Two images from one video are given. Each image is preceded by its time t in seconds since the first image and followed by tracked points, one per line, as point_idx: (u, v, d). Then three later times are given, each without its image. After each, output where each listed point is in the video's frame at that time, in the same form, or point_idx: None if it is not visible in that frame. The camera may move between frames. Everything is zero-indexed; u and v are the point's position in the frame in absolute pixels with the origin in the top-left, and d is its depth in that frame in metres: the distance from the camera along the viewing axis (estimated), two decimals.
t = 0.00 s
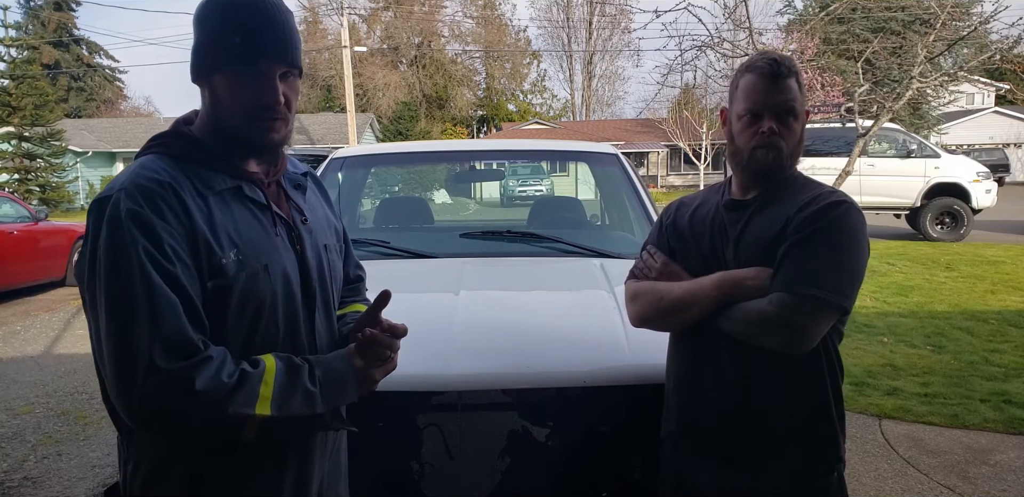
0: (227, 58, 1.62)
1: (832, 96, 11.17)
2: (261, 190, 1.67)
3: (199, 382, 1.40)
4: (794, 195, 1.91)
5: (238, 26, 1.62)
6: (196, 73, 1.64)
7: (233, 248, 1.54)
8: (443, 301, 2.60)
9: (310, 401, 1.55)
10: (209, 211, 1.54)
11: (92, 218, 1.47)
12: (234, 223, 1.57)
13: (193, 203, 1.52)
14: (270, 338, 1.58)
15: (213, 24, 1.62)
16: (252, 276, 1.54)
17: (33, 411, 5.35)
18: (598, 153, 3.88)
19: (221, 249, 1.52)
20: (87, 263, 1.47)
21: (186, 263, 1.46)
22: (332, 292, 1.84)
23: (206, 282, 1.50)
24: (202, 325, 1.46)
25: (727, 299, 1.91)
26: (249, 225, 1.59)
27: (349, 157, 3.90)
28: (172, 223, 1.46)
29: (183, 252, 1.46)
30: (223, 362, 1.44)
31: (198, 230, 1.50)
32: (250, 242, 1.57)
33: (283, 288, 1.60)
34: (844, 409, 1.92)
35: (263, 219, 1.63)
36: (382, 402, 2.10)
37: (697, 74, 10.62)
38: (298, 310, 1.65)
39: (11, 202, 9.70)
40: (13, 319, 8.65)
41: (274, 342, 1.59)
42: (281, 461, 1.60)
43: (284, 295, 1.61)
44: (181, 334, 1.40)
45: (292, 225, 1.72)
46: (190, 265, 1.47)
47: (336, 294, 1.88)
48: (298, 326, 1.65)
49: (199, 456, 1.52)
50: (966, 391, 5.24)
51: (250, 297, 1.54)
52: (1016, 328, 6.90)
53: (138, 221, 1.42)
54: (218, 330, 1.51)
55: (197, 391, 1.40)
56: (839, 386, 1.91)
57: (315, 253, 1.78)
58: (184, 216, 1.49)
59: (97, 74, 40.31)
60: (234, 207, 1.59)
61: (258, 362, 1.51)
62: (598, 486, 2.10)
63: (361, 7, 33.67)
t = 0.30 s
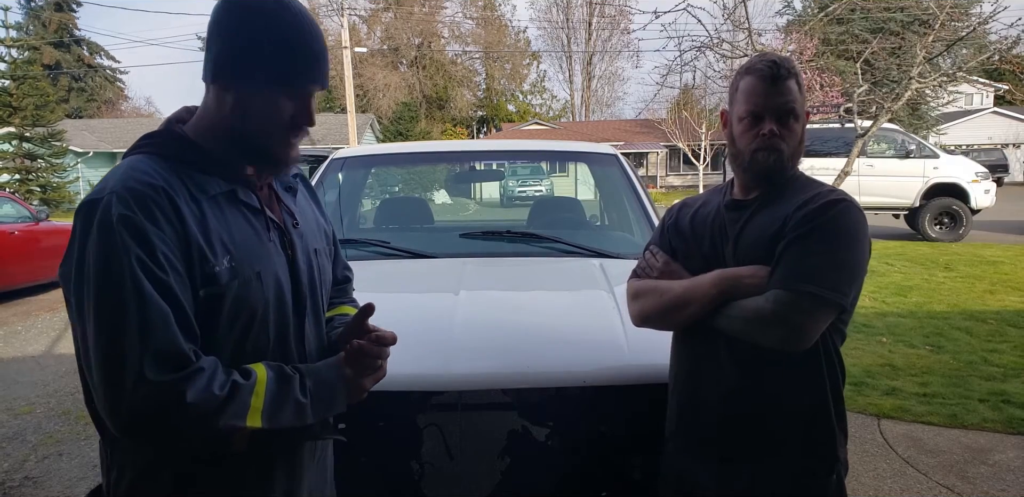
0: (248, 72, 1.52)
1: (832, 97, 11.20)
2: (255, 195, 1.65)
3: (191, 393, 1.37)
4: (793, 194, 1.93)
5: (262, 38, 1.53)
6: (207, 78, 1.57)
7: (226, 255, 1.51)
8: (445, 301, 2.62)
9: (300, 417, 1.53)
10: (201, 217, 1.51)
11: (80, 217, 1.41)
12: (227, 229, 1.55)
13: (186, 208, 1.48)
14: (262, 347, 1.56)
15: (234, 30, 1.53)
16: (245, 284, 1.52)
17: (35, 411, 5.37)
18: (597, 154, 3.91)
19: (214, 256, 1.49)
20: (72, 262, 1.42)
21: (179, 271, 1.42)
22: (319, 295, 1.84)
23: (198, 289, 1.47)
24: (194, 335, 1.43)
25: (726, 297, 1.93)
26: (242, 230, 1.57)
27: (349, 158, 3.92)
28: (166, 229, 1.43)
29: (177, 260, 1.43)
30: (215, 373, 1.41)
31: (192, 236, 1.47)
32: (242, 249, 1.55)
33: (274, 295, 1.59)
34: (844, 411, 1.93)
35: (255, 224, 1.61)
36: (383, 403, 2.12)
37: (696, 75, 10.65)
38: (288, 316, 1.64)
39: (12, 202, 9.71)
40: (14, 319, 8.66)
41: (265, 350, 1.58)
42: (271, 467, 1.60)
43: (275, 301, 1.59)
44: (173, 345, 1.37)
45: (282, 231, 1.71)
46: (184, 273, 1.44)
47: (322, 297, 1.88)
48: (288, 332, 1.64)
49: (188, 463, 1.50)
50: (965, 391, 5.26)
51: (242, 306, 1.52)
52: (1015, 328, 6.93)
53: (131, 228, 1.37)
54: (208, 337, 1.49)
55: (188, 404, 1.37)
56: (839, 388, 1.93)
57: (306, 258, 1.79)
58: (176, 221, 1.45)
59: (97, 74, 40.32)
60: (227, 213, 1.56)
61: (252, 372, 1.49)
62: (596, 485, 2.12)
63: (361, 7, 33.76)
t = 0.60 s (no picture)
0: (262, 87, 1.42)
1: (832, 96, 11.18)
2: (259, 200, 1.59)
3: (235, 413, 1.33)
4: (795, 193, 1.90)
5: (281, 52, 1.42)
6: (214, 83, 1.45)
7: (248, 264, 1.46)
8: (445, 301, 2.59)
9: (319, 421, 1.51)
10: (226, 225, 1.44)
11: (100, 230, 1.28)
12: (245, 236, 1.49)
13: (215, 217, 1.41)
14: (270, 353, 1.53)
15: (257, 41, 1.42)
16: (262, 291, 1.48)
17: (34, 411, 5.34)
18: (598, 153, 3.87)
19: (239, 265, 1.44)
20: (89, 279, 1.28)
21: (212, 284, 1.35)
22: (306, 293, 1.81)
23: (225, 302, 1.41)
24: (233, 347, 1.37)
25: (727, 298, 1.91)
26: (253, 235, 1.52)
27: (349, 157, 3.89)
28: (201, 241, 1.35)
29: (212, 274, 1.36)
30: (250, 388, 1.37)
31: (222, 246, 1.41)
32: (257, 255, 1.50)
33: (281, 300, 1.56)
34: (847, 410, 1.91)
35: (261, 228, 1.57)
36: (382, 403, 2.09)
37: (697, 74, 10.62)
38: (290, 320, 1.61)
39: (11, 202, 9.68)
40: (13, 319, 8.65)
41: (270, 358, 1.54)
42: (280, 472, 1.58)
43: (282, 306, 1.56)
44: (219, 364, 1.32)
45: (279, 232, 1.67)
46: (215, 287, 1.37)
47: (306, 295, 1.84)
48: (289, 336, 1.61)
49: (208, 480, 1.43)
50: (966, 391, 5.23)
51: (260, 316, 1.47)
52: (1017, 328, 6.89)
53: (172, 244, 1.29)
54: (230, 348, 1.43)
55: (233, 422, 1.32)
56: (842, 388, 1.90)
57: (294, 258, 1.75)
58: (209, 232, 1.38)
59: (97, 73, 40.32)
60: (241, 219, 1.50)
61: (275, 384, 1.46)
62: (597, 486, 2.09)
63: (361, 7, 33.78)
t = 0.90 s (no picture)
0: (264, 89, 1.40)
1: (833, 96, 11.18)
2: (262, 205, 1.59)
3: (282, 419, 1.39)
4: (796, 193, 1.89)
5: (286, 57, 1.40)
6: (217, 89, 1.42)
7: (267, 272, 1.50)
8: (445, 302, 2.59)
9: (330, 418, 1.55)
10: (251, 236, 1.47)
11: (152, 246, 1.26)
12: (261, 245, 1.52)
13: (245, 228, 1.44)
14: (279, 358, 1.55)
15: (262, 45, 1.41)
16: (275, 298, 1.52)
17: (34, 411, 5.34)
18: (597, 152, 3.86)
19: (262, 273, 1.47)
20: (141, 297, 1.26)
21: (250, 295, 1.38)
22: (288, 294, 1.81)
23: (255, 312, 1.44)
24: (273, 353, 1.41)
25: (725, 298, 1.90)
26: (264, 243, 1.54)
27: (349, 157, 3.88)
28: (239, 252, 1.37)
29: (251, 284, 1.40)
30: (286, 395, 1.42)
31: (251, 254, 1.43)
32: (268, 263, 1.53)
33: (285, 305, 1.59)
34: (846, 409, 1.90)
35: (266, 233, 1.58)
36: (382, 405, 2.08)
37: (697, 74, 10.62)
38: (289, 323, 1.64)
39: (11, 202, 9.68)
40: (13, 319, 8.64)
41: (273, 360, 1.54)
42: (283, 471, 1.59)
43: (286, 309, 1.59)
44: (269, 372, 1.36)
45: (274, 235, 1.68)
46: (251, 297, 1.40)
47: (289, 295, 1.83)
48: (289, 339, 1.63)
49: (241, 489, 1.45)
50: (966, 391, 5.23)
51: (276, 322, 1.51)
52: (1017, 329, 6.89)
53: (226, 258, 1.31)
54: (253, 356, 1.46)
55: (281, 427, 1.38)
56: (841, 387, 1.90)
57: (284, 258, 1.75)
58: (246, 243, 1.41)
59: (97, 73, 40.34)
60: (256, 227, 1.52)
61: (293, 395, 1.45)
62: (596, 487, 2.08)
63: (361, 7, 33.79)
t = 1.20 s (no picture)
0: (257, 90, 1.41)
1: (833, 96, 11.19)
2: (255, 204, 1.58)
3: (278, 419, 1.39)
4: (799, 196, 1.89)
5: (278, 57, 1.41)
6: (209, 89, 1.42)
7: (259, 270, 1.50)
8: (444, 301, 2.59)
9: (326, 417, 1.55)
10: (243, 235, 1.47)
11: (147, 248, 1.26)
12: (254, 244, 1.52)
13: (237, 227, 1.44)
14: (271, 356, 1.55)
15: (255, 45, 1.42)
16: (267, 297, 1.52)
17: (34, 410, 5.34)
18: (597, 152, 3.87)
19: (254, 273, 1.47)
20: (135, 299, 1.26)
21: (243, 293, 1.38)
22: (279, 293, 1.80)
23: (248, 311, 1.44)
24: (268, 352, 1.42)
25: (731, 300, 1.90)
26: (255, 242, 1.54)
27: (349, 157, 3.89)
28: (232, 250, 1.37)
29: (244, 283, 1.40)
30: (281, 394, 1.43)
31: (244, 253, 1.43)
32: (260, 262, 1.53)
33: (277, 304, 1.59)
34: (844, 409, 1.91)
35: (258, 233, 1.58)
36: (382, 405, 2.08)
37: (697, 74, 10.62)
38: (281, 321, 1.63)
39: (11, 201, 9.68)
40: (14, 319, 8.64)
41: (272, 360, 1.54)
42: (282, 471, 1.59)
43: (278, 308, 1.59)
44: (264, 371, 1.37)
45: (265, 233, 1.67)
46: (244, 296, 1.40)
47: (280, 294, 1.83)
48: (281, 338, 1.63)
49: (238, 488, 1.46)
50: (966, 391, 5.23)
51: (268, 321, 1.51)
52: (1017, 328, 6.89)
53: (220, 258, 1.31)
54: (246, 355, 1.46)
55: (276, 426, 1.38)
56: (839, 387, 1.91)
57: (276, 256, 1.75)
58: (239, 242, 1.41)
59: (97, 73, 40.39)
60: (247, 226, 1.52)
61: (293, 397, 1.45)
62: (596, 487, 2.09)
63: (361, 7, 33.83)
